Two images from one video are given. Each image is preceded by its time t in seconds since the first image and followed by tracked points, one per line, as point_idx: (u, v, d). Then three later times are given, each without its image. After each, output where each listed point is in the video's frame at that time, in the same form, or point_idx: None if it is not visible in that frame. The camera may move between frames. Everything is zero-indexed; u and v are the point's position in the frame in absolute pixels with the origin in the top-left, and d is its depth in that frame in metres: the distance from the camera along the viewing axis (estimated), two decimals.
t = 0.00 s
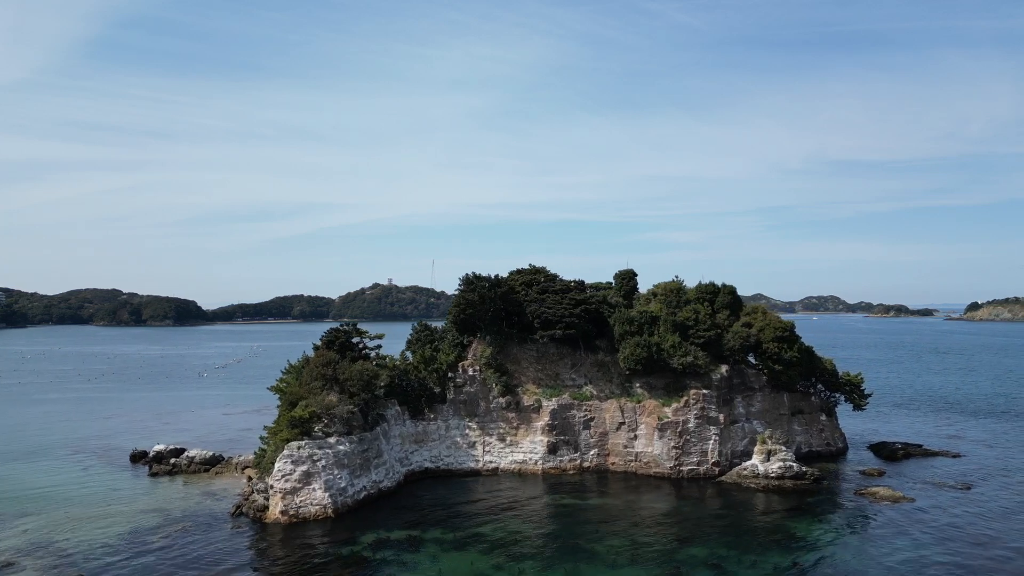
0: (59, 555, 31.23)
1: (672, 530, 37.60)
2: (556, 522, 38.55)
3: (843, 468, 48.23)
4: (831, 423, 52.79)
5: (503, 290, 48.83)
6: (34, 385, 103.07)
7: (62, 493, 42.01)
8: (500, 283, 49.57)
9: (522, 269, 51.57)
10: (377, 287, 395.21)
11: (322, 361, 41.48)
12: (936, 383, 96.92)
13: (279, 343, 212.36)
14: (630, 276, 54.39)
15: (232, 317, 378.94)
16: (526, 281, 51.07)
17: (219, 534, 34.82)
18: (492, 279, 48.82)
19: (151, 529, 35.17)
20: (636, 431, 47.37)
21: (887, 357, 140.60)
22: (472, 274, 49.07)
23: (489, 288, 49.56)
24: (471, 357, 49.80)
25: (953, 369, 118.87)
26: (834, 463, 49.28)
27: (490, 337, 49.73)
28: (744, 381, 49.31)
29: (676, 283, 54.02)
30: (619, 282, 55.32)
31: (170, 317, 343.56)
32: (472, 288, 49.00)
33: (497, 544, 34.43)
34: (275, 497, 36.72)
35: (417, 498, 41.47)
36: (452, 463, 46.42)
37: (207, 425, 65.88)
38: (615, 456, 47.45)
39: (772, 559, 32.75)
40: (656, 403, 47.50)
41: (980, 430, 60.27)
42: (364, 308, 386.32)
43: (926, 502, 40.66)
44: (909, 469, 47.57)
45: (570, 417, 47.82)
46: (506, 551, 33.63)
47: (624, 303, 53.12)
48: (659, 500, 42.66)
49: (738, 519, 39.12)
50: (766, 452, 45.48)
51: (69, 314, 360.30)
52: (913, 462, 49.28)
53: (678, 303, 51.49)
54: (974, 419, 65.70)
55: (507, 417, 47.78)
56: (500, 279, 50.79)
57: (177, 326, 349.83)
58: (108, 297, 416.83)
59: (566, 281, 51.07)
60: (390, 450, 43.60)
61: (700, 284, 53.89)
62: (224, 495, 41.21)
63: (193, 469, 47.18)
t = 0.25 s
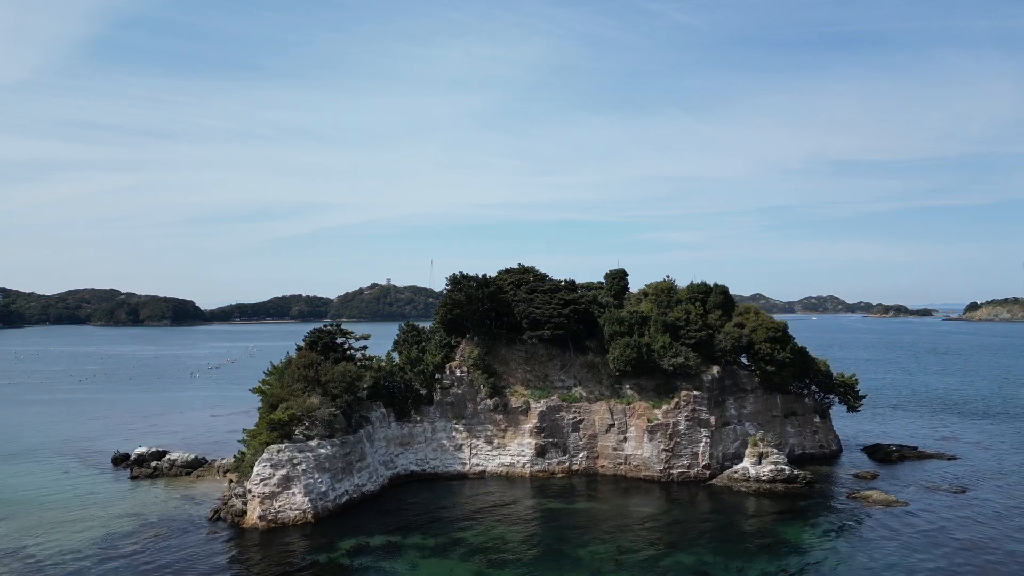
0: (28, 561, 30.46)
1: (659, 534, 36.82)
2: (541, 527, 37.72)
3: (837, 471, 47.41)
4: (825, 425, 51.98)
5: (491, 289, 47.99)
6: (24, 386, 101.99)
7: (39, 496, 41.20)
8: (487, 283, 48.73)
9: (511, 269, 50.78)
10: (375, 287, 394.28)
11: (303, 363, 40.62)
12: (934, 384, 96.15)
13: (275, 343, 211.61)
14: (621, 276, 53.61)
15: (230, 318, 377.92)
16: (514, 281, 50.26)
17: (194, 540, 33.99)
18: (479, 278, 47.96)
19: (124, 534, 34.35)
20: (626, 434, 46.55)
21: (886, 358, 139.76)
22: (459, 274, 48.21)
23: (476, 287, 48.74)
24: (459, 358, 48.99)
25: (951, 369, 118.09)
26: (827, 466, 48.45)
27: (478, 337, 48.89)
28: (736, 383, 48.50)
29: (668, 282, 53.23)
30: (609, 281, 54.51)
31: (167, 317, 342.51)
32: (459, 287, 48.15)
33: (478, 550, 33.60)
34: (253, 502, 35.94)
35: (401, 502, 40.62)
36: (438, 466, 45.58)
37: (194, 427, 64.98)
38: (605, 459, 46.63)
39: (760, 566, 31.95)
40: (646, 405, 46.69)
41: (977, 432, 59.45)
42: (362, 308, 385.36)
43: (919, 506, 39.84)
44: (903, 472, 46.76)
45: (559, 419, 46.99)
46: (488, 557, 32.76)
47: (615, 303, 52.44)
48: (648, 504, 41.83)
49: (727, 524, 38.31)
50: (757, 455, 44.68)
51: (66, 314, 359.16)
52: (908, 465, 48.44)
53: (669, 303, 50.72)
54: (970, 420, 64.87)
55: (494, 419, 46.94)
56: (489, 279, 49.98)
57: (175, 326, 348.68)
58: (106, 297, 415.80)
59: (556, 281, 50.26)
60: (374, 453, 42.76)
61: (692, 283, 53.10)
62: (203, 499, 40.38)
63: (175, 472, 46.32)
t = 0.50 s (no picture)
0: None
1: (644, 540, 35.92)
2: (523, 533, 36.75)
3: (829, 474, 46.51)
4: (818, 427, 51.06)
5: (477, 289, 47.02)
6: (13, 387, 100.95)
7: (11, 501, 40.26)
8: (473, 283, 47.76)
9: (498, 269, 49.85)
10: (373, 287, 393.09)
11: (282, 364, 39.66)
12: (930, 385, 95.37)
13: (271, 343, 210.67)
14: (610, 275, 52.72)
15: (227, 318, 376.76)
16: (501, 280, 49.30)
17: (164, 547, 33.04)
18: (464, 278, 46.98)
19: (91, 543, 33.36)
20: (614, 436, 45.62)
21: (884, 358, 138.72)
22: (443, 273, 47.21)
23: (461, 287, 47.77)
24: (444, 359, 48.05)
25: (949, 370, 117.25)
26: (819, 469, 47.53)
27: (463, 338, 47.94)
28: (726, 384, 47.57)
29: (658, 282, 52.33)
30: (599, 281, 53.62)
31: (164, 317, 341.06)
32: (444, 287, 47.16)
33: (457, 557, 32.68)
34: (227, 508, 35.02)
35: (382, 507, 39.68)
36: (421, 470, 44.64)
37: (179, 429, 64.04)
38: (592, 462, 45.71)
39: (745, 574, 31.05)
40: (634, 407, 45.77)
41: (973, 434, 58.44)
42: (360, 309, 384.26)
43: (911, 511, 38.87)
44: (897, 476, 45.81)
45: (545, 422, 46.05)
46: (466, 564, 31.84)
47: (604, 303, 51.60)
48: (634, 509, 40.91)
49: (715, 529, 37.38)
50: (747, 458, 43.76)
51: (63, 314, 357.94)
52: (901, 468, 47.54)
53: (659, 303, 49.80)
54: (967, 422, 63.86)
55: (480, 421, 46.00)
56: (475, 279, 49.03)
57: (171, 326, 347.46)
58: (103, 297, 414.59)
59: (543, 280, 49.33)
60: (355, 457, 41.82)
61: (682, 283, 52.20)
62: (179, 504, 39.46)
63: (153, 476, 45.38)
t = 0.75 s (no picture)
0: None
1: (630, 545, 35.11)
2: (507, 538, 35.92)
3: (821, 477, 45.70)
4: (811, 429, 50.24)
5: (463, 289, 46.19)
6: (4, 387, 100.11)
7: None
8: (460, 282, 46.90)
9: (485, 268, 49.04)
10: (371, 287, 392.09)
11: (262, 365, 38.79)
12: (928, 385, 94.60)
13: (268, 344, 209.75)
14: (600, 275, 51.93)
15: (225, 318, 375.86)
16: (488, 280, 48.50)
17: (137, 554, 32.24)
18: (450, 277, 46.14)
19: (60, 549, 32.43)
20: (602, 439, 44.81)
21: (882, 359, 137.97)
22: (429, 273, 46.38)
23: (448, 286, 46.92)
24: (430, 360, 47.22)
25: (947, 370, 116.48)
26: (812, 472, 46.73)
27: (450, 339, 47.11)
28: (717, 386, 46.78)
29: (648, 282, 51.53)
30: (589, 281, 52.84)
31: (161, 317, 339.53)
32: (430, 287, 46.32)
33: (437, 564, 31.82)
34: (203, 513, 34.17)
35: (364, 511, 38.81)
36: (407, 473, 43.81)
37: (165, 431, 63.19)
38: (580, 465, 44.89)
39: None
40: (623, 409, 44.97)
41: (969, 435, 57.62)
42: (357, 309, 383.34)
43: (905, 515, 38.02)
44: (890, 479, 45.01)
45: (533, 424, 45.21)
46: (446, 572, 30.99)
47: (593, 303, 50.90)
48: (622, 512, 40.09)
49: (703, 534, 36.56)
50: (738, 461, 42.94)
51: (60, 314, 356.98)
52: (896, 471, 46.71)
53: (649, 303, 49.00)
54: (963, 423, 63.04)
55: (466, 423, 45.16)
56: (462, 278, 48.20)
57: (169, 326, 346.40)
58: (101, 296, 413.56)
59: (531, 280, 48.50)
60: (338, 460, 40.96)
61: (673, 283, 51.39)
62: (157, 509, 38.66)
63: (133, 479, 44.55)
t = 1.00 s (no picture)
0: None
1: (614, 551, 34.15)
2: (487, 544, 34.94)
3: (813, 480, 44.77)
4: (803, 431, 49.31)
5: (447, 289, 45.26)
6: None
7: None
8: (444, 282, 45.97)
9: (471, 268, 48.15)
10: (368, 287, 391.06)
11: (237, 367, 37.80)
12: (924, 386, 93.84)
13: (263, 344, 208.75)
14: (588, 275, 51.10)
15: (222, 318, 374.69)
16: (474, 279, 47.58)
17: (104, 562, 31.27)
18: (434, 277, 45.20)
19: (24, 557, 31.41)
20: (589, 442, 43.87)
21: (879, 359, 137.18)
22: (413, 272, 45.40)
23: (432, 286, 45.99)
24: (414, 362, 46.28)
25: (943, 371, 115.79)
26: (803, 475, 45.79)
27: (434, 340, 46.18)
28: (707, 387, 45.85)
29: (637, 282, 50.70)
30: (577, 281, 51.98)
31: (158, 317, 338.15)
32: (414, 286, 45.35)
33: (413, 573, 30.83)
34: (173, 520, 33.20)
35: (342, 517, 37.82)
36: (388, 477, 42.84)
37: (149, 433, 62.17)
38: (566, 468, 43.94)
39: None
40: (610, 411, 44.04)
41: (964, 437, 56.78)
42: (355, 309, 382.26)
43: (896, 520, 37.11)
44: (883, 482, 44.10)
45: (518, 427, 44.24)
46: None
47: (581, 303, 50.06)
48: (608, 517, 39.13)
49: (689, 540, 35.62)
50: (727, 464, 42.00)
51: (56, 314, 355.55)
52: (889, 474, 45.79)
53: (638, 304, 48.14)
54: (958, 425, 62.22)
55: (450, 426, 44.20)
56: (447, 278, 47.28)
57: (165, 326, 345.03)
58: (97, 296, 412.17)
59: (517, 280, 47.59)
60: (317, 464, 39.99)
61: (663, 283, 50.54)
62: (129, 515, 37.67)
63: (108, 484, 43.54)
